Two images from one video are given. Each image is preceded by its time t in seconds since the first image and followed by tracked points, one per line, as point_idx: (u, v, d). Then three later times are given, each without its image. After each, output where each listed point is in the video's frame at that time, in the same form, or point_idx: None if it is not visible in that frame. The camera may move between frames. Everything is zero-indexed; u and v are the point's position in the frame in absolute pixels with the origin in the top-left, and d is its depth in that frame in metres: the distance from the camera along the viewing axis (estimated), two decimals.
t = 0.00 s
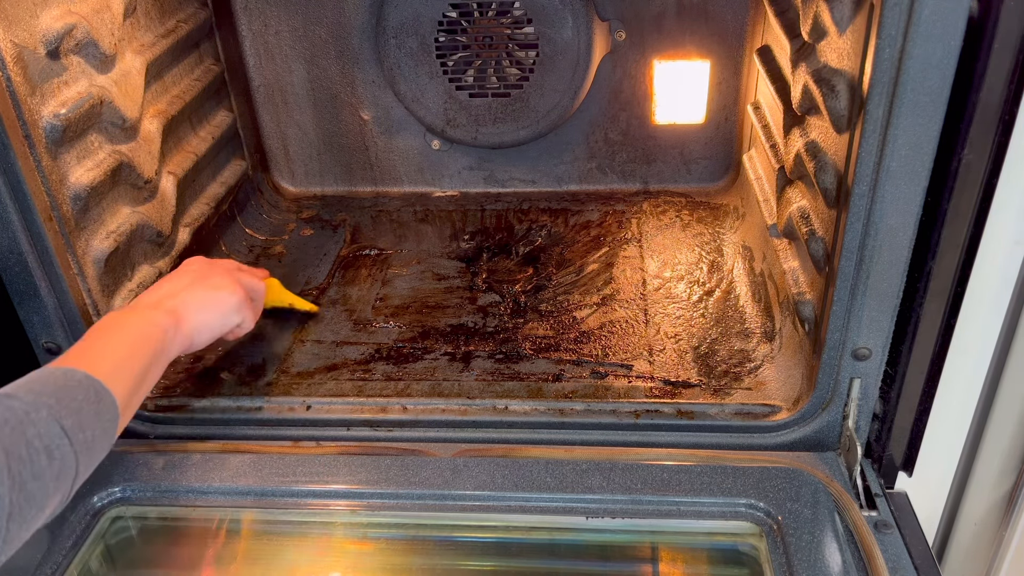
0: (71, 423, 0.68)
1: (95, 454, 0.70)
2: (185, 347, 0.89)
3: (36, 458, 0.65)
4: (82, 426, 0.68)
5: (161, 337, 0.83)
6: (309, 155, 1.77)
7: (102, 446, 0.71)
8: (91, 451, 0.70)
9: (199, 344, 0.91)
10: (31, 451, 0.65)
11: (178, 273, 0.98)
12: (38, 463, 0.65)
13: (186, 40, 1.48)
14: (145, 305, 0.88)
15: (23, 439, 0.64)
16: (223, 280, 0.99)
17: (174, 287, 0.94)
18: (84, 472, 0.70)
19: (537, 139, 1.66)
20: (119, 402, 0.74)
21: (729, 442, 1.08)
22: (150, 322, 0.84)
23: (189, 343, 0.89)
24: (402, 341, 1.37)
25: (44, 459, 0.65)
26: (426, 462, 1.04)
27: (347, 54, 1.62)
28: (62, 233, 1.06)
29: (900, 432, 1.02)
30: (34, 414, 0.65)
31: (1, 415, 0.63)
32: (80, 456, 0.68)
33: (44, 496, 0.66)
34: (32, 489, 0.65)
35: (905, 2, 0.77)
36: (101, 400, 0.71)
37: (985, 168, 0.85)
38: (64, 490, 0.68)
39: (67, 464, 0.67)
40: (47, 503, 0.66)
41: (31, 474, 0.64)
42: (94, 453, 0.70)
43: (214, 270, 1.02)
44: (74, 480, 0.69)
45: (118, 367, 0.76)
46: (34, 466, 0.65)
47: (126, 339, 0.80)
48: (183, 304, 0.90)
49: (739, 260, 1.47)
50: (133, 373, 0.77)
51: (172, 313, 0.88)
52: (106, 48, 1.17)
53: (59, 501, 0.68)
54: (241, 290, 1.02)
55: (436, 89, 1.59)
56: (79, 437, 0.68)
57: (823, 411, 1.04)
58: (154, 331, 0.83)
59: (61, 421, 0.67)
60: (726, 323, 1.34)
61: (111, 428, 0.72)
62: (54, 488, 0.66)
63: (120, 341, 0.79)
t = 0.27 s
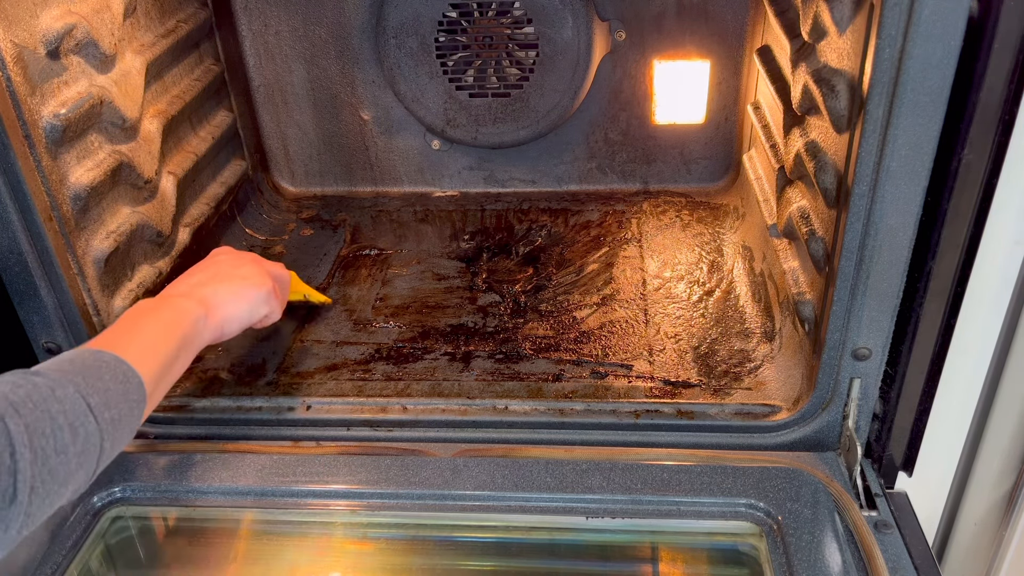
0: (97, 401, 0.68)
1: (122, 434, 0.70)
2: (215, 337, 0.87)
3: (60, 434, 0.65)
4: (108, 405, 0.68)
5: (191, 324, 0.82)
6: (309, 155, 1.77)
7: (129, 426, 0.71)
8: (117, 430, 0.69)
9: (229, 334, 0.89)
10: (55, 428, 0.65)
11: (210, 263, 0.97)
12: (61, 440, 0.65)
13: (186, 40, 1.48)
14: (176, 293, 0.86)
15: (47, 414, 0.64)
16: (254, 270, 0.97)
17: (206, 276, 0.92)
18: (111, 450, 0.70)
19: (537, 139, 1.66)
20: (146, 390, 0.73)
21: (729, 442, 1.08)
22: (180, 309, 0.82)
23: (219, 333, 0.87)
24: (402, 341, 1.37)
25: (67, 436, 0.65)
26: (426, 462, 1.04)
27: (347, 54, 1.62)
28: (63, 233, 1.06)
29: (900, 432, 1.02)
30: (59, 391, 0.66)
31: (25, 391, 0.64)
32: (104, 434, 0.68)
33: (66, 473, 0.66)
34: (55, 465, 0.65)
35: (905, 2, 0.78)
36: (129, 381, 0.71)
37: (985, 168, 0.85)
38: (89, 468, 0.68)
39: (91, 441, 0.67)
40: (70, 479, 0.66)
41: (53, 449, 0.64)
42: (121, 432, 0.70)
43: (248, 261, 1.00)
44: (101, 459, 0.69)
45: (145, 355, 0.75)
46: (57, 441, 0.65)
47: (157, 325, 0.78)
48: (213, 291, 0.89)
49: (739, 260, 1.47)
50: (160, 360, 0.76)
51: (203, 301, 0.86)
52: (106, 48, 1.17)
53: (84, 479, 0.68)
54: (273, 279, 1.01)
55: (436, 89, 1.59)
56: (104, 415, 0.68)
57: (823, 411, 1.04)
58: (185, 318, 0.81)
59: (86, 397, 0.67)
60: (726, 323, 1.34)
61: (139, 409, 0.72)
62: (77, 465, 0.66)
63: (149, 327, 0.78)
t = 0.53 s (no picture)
0: (100, 394, 0.67)
1: (127, 426, 0.70)
2: (216, 329, 0.88)
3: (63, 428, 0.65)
4: (111, 398, 0.68)
5: (191, 317, 0.82)
6: (309, 155, 1.77)
7: (133, 419, 0.71)
8: (121, 423, 0.69)
9: (230, 327, 0.90)
10: (58, 421, 0.64)
11: (211, 258, 0.97)
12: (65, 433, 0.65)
13: (186, 40, 1.48)
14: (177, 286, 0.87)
15: (50, 408, 0.64)
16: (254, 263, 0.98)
17: (206, 270, 0.93)
18: (115, 443, 0.69)
19: (537, 139, 1.66)
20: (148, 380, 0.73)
21: (729, 442, 1.08)
22: (181, 302, 0.83)
23: (220, 325, 0.88)
24: (402, 341, 1.37)
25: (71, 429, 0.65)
26: (426, 462, 1.04)
27: (347, 54, 1.62)
28: (63, 233, 1.06)
29: (900, 433, 1.02)
30: (62, 384, 0.66)
31: (28, 384, 0.64)
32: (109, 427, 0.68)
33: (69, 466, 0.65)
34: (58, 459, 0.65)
35: (905, 2, 0.78)
36: (131, 373, 0.71)
37: (985, 168, 0.85)
38: (94, 461, 0.68)
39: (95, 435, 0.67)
40: (74, 472, 0.66)
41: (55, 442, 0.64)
42: (126, 425, 0.70)
43: (247, 255, 1.01)
44: (105, 453, 0.69)
45: (146, 346, 0.75)
46: (60, 434, 0.64)
47: (159, 318, 0.79)
48: (213, 285, 0.89)
49: (739, 260, 1.47)
50: (162, 352, 0.76)
51: (204, 294, 0.87)
52: (106, 48, 1.17)
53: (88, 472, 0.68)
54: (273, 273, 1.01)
55: (436, 89, 1.59)
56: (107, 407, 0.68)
57: (823, 411, 1.05)
58: (185, 311, 0.82)
59: (89, 390, 0.67)
60: (726, 324, 1.34)
61: (142, 401, 0.72)
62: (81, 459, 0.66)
63: (150, 319, 0.78)
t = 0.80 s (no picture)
0: (91, 412, 0.67)
1: (118, 442, 0.70)
2: (211, 336, 0.87)
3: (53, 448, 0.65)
4: (100, 415, 0.68)
5: (186, 325, 0.82)
6: (309, 155, 1.77)
7: (124, 433, 0.71)
8: (112, 439, 0.69)
9: (226, 332, 0.89)
10: (47, 442, 0.64)
11: (208, 262, 0.97)
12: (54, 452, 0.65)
13: (186, 40, 1.48)
14: (172, 292, 0.87)
15: (39, 429, 0.64)
16: (251, 268, 0.98)
17: (202, 275, 0.92)
18: (106, 460, 0.69)
19: (537, 139, 1.66)
20: (141, 391, 0.73)
21: (729, 442, 1.08)
22: (175, 309, 0.82)
23: (214, 331, 0.88)
24: (402, 341, 1.37)
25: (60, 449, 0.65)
26: (426, 462, 1.04)
27: (347, 54, 1.62)
28: (62, 233, 1.06)
29: (900, 433, 1.02)
30: (51, 403, 0.65)
31: (17, 404, 0.63)
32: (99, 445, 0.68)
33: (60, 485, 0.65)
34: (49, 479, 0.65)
35: (905, 2, 0.78)
36: (121, 388, 0.70)
37: (985, 168, 0.85)
38: (84, 479, 0.68)
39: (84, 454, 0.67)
40: (65, 491, 0.66)
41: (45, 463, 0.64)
42: (117, 441, 0.70)
43: (245, 258, 1.01)
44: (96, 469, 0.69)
45: (139, 356, 0.75)
46: (49, 455, 0.64)
47: (153, 326, 0.79)
48: (208, 290, 0.89)
49: (739, 260, 1.47)
50: (155, 361, 0.76)
51: (198, 301, 0.86)
52: (106, 48, 1.17)
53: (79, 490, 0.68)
54: (270, 277, 1.01)
55: (436, 89, 1.59)
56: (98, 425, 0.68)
57: (823, 410, 1.05)
58: (179, 318, 0.81)
59: (78, 408, 0.67)
60: (726, 324, 1.34)
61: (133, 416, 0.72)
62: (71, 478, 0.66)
63: (144, 328, 0.78)
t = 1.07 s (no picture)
0: (84, 412, 0.68)
1: (110, 441, 0.70)
2: (203, 335, 0.88)
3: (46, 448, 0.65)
4: (94, 415, 0.68)
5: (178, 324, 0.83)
6: (309, 155, 1.77)
7: (116, 434, 0.71)
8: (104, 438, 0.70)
9: (218, 331, 0.90)
10: (40, 442, 0.64)
11: (200, 262, 0.98)
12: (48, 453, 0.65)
13: (186, 40, 1.48)
14: (164, 291, 0.87)
15: (33, 429, 0.64)
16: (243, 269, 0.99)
17: (194, 275, 0.93)
18: (98, 460, 0.70)
19: (537, 139, 1.66)
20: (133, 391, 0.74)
21: (729, 442, 1.08)
22: (167, 308, 0.83)
23: (206, 331, 0.88)
24: (402, 342, 1.37)
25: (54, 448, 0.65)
26: (426, 462, 1.04)
27: (347, 54, 1.62)
28: (62, 233, 1.06)
29: (900, 433, 1.02)
30: (44, 403, 0.65)
31: (10, 404, 0.63)
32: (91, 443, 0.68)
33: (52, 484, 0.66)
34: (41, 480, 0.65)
35: (905, 2, 0.78)
36: (115, 389, 0.71)
37: (985, 168, 0.85)
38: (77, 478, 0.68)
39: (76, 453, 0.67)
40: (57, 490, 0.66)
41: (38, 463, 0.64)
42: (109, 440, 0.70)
43: (238, 257, 1.02)
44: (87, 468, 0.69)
45: (134, 354, 0.75)
46: (43, 456, 0.64)
47: (146, 325, 0.79)
48: (201, 289, 0.90)
49: (739, 260, 1.47)
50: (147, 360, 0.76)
51: (191, 300, 0.87)
52: (106, 48, 1.17)
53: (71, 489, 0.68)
54: (262, 278, 1.01)
55: (436, 89, 1.59)
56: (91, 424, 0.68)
57: (823, 410, 1.05)
58: (172, 316, 0.82)
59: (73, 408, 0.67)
60: (726, 324, 1.34)
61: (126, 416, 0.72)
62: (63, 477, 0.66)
63: (136, 326, 0.79)
